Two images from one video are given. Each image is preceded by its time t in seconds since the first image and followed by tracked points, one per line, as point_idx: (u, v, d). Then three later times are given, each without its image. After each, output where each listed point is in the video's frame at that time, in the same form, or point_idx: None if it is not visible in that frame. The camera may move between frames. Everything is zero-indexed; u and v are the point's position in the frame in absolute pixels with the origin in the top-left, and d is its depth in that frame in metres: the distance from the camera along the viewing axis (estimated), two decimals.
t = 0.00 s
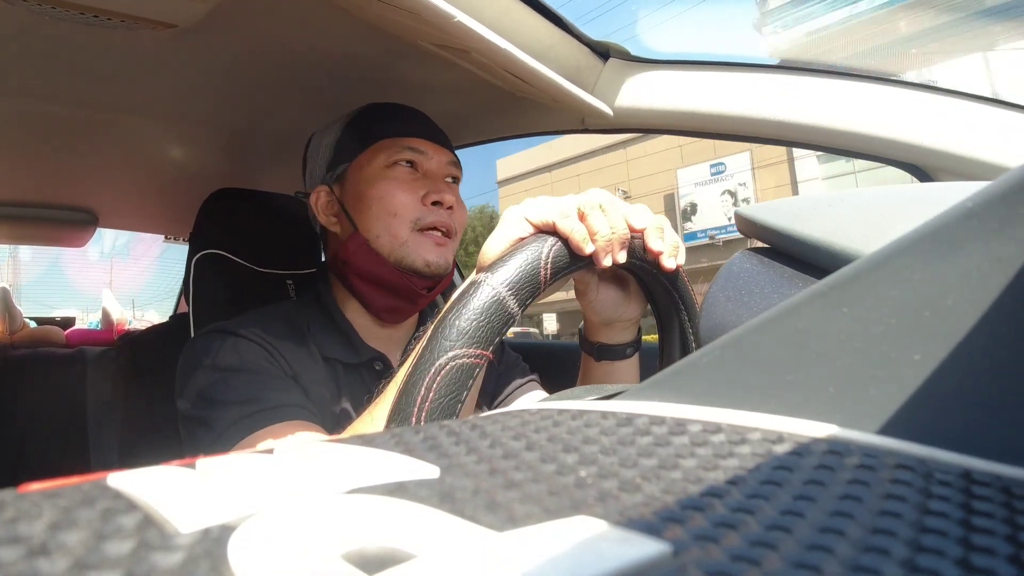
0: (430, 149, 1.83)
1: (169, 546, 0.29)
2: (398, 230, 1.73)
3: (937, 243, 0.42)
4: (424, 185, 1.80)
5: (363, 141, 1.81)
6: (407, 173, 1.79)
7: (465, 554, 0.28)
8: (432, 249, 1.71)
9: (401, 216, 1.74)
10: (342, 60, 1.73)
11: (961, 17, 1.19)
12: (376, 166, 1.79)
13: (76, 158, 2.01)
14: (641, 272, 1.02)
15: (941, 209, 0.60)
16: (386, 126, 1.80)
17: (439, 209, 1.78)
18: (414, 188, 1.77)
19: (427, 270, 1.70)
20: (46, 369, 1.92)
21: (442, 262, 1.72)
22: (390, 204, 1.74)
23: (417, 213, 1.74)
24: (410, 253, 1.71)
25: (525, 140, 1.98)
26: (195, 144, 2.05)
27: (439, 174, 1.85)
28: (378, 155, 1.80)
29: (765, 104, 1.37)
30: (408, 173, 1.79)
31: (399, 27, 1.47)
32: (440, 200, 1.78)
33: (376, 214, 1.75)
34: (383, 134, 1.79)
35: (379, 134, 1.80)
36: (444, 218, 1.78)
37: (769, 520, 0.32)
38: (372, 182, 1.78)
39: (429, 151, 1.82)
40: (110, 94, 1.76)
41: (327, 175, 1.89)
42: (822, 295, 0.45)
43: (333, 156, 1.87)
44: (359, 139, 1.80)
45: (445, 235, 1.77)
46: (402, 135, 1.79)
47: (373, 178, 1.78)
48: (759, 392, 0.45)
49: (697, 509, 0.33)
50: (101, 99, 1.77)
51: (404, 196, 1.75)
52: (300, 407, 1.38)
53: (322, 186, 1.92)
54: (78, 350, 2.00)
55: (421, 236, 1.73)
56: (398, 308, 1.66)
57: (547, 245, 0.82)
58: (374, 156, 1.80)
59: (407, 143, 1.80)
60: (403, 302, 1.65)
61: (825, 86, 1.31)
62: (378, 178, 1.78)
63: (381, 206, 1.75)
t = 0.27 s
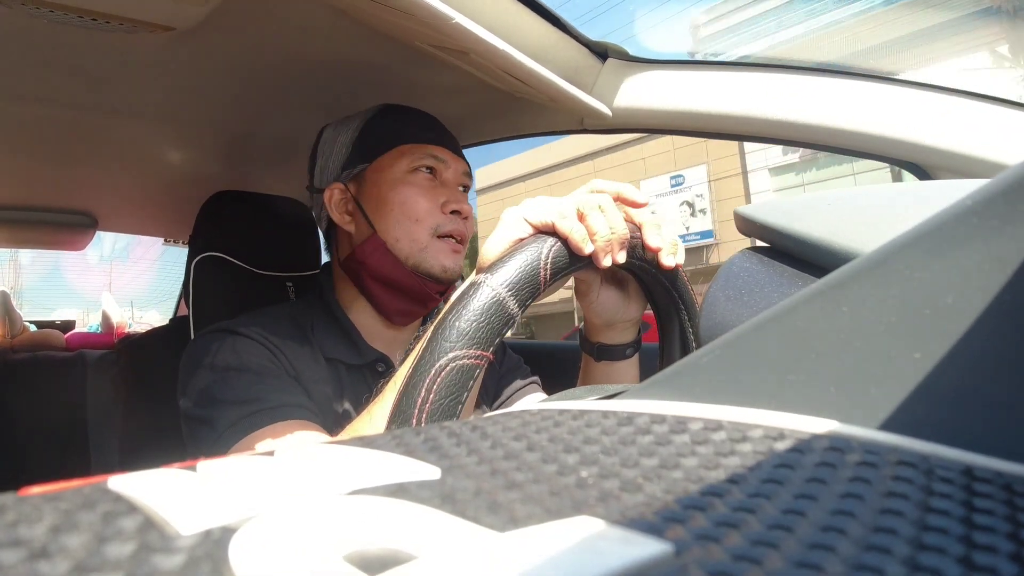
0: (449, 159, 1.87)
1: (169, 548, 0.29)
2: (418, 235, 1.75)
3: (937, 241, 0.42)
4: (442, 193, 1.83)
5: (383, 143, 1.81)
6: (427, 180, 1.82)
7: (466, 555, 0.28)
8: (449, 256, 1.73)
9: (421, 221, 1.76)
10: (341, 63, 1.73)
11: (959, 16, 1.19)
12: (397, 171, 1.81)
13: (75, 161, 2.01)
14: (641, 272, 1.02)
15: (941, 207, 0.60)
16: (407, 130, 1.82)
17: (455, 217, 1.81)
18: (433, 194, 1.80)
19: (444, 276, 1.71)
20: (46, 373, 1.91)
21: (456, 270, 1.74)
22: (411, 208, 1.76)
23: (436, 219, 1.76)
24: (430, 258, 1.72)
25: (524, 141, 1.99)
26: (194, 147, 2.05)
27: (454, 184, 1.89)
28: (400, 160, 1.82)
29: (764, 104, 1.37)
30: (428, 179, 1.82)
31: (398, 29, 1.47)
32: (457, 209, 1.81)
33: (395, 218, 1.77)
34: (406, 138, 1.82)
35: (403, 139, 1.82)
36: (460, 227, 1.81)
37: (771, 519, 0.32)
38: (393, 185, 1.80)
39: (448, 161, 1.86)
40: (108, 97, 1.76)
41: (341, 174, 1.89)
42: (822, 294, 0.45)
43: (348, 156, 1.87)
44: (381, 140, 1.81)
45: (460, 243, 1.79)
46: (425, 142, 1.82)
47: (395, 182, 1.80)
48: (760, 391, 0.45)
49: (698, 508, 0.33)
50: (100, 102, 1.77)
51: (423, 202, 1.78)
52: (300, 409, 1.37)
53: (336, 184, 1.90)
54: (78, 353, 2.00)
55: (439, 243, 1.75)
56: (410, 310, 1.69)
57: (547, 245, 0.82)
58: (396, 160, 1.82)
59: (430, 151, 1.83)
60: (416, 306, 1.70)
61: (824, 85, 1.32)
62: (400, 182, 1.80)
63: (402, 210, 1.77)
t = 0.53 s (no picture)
0: (446, 153, 1.89)
1: (170, 544, 0.29)
2: (418, 228, 1.77)
3: (938, 239, 0.42)
4: (440, 187, 1.85)
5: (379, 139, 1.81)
6: (426, 175, 1.84)
7: (467, 552, 0.28)
8: (451, 247, 1.75)
9: (421, 214, 1.78)
10: (341, 59, 1.73)
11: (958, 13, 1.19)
12: (396, 165, 1.83)
13: (75, 157, 2.01)
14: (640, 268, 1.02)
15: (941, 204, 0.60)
16: (405, 126, 1.82)
17: (455, 210, 1.83)
18: (432, 188, 1.82)
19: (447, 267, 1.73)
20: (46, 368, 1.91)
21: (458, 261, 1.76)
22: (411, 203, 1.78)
23: (436, 212, 1.78)
24: (431, 249, 1.74)
25: (524, 137, 1.98)
26: (194, 143, 2.05)
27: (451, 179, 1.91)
28: (398, 154, 1.83)
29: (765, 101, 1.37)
30: (426, 173, 1.83)
31: (398, 25, 1.47)
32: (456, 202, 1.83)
33: (396, 212, 1.79)
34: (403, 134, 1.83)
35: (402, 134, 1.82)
36: (459, 219, 1.83)
37: (770, 516, 0.32)
38: (392, 180, 1.81)
39: (445, 155, 1.89)
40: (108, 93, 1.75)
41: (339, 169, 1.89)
42: (822, 291, 0.45)
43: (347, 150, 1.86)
44: (379, 134, 1.81)
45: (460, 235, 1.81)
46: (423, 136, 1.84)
47: (394, 176, 1.82)
48: (761, 388, 0.45)
49: (698, 505, 0.33)
50: (100, 98, 1.77)
51: (423, 196, 1.79)
52: (297, 405, 1.38)
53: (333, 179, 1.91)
54: (78, 349, 2.00)
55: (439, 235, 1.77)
56: (410, 305, 1.69)
57: (545, 243, 0.81)
58: (395, 154, 1.83)
59: (427, 145, 1.85)
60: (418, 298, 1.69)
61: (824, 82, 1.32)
62: (398, 176, 1.82)
63: (401, 204, 1.79)
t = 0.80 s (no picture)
0: (431, 153, 1.85)
1: (170, 546, 0.29)
2: (401, 234, 1.74)
3: (937, 241, 0.42)
4: (425, 190, 1.82)
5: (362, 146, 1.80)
6: (410, 179, 1.81)
7: (467, 554, 0.28)
8: (435, 252, 1.73)
9: (404, 219, 1.75)
10: (342, 60, 1.73)
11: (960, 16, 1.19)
12: (379, 170, 1.80)
13: (75, 158, 2.01)
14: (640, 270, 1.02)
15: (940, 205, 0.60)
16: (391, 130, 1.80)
17: (441, 213, 1.79)
18: (416, 192, 1.79)
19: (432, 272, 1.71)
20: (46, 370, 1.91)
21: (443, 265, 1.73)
22: (395, 208, 1.76)
23: (419, 216, 1.75)
24: (415, 255, 1.71)
25: (525, 139, 1.98)
26: (195, 144, 2.05)
27: (438, 179, 1.88)
28: (380, 159, 1.81)
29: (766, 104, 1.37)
30: (410, 177, 1.81)
31: (399, 27, 1.47)
32: (441, 205, 1.80)
33: (379, 218, 1.77)
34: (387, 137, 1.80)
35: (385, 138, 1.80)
36: (445, 222, 1.79)
37: (770, 518, 0.32)
38: (374, 186, 1.79)
39: (430, 156, 1.85)
40: (109, 94, 1.75)
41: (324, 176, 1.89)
42: (822, 294, 0.45)
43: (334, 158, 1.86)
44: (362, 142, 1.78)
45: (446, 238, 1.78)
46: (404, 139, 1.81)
47: (376, 182, 1.79)
48: (761, 390, 0.45)
49: (698, 507, 0.33)
50: (101, 99, 1.77)
51: (406, 201, 1.77)
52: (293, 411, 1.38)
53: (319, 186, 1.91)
54: (79, 350, 2.00)
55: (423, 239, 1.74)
56: (400, 310, 1.70)
57: (535, 253, 0.81)
58: (377, 159, 1.81)
59: (410, 148, 1.82)
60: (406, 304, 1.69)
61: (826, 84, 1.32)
62: (380, 182, 1.79)
63: (385, 210, 1.77)
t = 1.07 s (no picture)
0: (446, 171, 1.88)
1: (172, 546, 0.29)
2: (421, 244, 1.75)
3: (938, 240, 0.41)
4: (442, 204, 1.83)
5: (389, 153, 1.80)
6: (427, 192, 1.83)
7: (469, 553, 0.28)
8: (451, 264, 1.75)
9: (425, 230, 1.76)
10: (342, 61, 1.73)
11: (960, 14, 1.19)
12: (400, 181, 1.81)
13: (75, 159, 2.01)
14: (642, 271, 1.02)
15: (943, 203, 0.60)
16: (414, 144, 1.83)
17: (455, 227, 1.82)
18: (435, 205, 1.81)
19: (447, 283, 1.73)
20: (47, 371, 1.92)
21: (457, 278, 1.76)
22: (415, 218, 1.77)
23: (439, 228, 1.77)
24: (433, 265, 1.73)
25: (525, 139, 1.98)
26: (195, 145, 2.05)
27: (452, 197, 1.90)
28: (402, 171, 1.82)
29: (766, 102, 1.37)
30: (428, 191, 1.83)
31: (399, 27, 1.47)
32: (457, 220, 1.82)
33: (399, 228, 1.77)
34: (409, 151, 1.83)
35: (408, 151, 1.83)
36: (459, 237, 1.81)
37: (771, 518, 0.32)
38: (396, 196, 1.80)
39: (446, 173, 1.88)
40: (110, 95, 1.76)
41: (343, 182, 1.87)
42: (822, 293, 0.45)
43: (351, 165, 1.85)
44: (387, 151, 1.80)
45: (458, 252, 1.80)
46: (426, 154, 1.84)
47: (397, 192, 1.80)
48: (761, 389, 0.46)
49: (700, 507, 0.33)
50: (101, 100, 1.77)
51: (426, 212, 1.78)
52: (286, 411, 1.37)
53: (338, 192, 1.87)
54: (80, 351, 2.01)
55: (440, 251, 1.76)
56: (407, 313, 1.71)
57: (542, 246, 0.80)
58: (400, 171, 1.82)
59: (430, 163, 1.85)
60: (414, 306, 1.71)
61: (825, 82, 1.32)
62: (400, 192, 1.80)
63: (405, 220, 1.77)
